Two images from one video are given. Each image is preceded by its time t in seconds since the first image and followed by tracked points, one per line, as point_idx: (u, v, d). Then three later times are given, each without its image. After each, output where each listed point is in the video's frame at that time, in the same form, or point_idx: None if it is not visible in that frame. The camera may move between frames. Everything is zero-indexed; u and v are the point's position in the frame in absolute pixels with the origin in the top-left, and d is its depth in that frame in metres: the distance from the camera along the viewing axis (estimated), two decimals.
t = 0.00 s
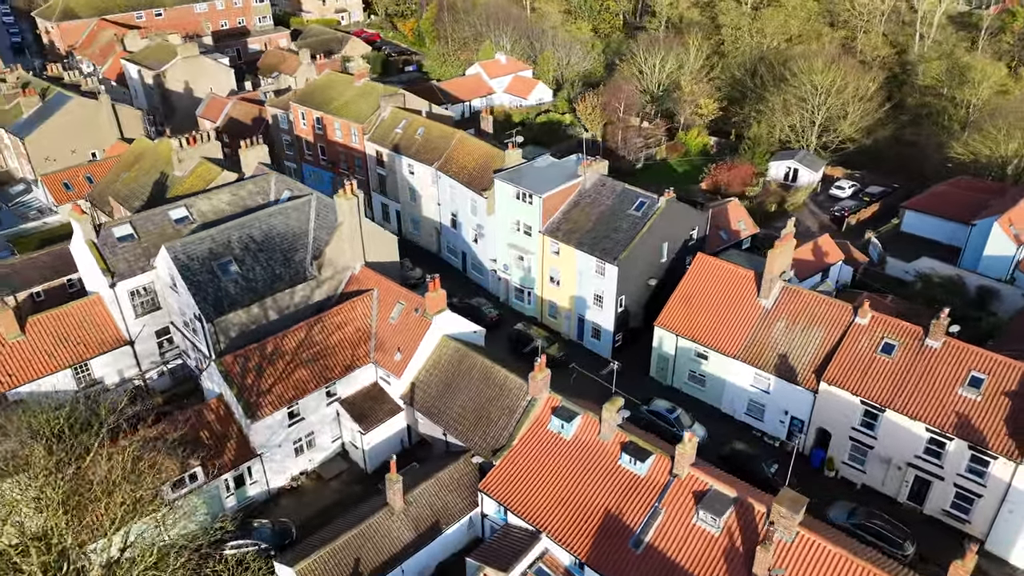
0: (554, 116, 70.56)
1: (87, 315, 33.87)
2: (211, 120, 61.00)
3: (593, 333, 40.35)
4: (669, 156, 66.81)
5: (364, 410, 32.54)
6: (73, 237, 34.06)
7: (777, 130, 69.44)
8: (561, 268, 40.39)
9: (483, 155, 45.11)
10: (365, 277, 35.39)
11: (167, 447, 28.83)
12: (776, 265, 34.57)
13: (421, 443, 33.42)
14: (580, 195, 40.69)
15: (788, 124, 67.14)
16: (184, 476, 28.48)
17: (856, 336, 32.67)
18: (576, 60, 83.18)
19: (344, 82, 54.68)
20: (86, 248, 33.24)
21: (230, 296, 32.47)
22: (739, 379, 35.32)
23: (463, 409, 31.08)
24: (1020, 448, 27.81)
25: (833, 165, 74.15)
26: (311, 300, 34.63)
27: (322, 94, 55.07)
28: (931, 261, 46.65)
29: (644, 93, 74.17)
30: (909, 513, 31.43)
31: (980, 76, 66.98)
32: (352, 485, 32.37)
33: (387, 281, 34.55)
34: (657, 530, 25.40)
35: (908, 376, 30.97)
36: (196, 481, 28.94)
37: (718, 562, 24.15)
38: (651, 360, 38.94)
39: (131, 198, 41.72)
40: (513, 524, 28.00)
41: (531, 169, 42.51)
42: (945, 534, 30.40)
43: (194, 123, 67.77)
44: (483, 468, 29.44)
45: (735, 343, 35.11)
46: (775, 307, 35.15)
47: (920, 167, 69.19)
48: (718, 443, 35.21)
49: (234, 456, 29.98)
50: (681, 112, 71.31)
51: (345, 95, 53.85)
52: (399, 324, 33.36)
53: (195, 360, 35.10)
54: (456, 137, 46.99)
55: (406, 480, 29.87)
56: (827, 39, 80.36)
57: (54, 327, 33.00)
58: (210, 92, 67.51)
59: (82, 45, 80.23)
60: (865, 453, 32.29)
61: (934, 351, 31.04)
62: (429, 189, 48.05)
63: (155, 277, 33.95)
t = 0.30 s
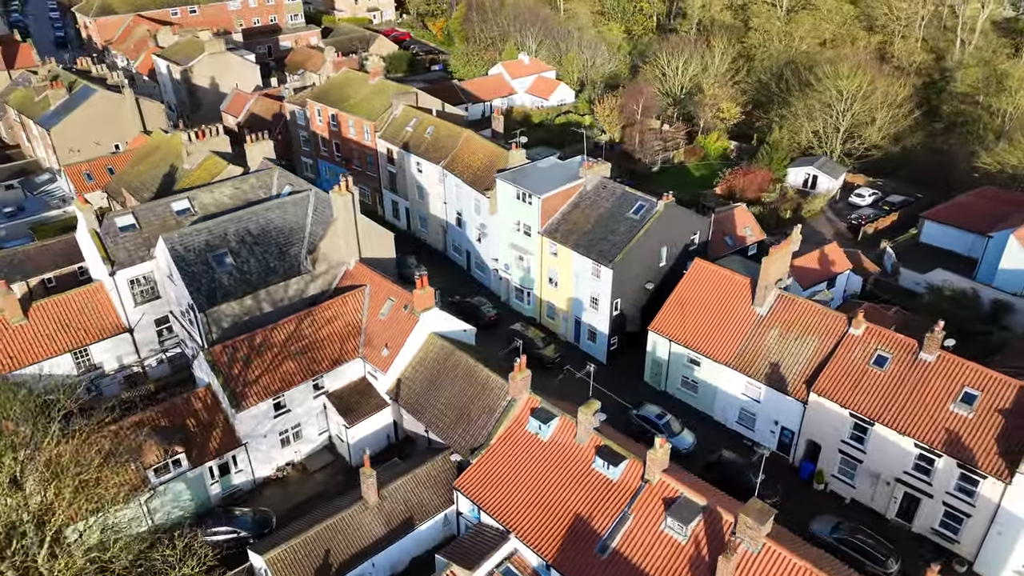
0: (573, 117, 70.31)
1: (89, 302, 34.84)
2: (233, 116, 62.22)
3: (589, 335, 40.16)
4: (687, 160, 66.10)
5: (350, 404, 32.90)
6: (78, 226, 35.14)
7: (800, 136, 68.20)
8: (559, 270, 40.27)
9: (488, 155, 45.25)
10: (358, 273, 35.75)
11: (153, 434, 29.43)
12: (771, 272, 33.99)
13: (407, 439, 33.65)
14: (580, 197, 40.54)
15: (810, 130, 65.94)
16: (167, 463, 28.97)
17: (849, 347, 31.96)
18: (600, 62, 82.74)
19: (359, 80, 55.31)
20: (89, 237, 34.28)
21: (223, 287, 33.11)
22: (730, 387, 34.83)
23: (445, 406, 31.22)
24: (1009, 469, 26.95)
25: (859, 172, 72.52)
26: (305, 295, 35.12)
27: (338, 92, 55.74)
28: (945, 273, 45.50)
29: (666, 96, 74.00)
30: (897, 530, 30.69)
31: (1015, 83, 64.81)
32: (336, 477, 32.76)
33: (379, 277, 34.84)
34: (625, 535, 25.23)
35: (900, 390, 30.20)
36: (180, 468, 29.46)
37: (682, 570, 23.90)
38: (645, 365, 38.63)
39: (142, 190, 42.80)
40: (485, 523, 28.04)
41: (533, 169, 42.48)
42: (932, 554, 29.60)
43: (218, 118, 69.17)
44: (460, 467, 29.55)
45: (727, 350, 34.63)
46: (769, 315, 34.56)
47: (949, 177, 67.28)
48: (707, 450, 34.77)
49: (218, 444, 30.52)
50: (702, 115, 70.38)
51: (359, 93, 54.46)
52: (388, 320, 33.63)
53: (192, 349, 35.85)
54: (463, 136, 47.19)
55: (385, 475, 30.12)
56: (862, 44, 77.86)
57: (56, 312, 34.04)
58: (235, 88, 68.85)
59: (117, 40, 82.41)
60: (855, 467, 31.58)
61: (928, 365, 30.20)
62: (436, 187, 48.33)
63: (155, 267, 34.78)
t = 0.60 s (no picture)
0: (591, 120, 70.04)
1: (91, 290, 35.88)
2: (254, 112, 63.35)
3: (585, 338, 40.01)
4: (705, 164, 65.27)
5: (338, 399, 33.25)
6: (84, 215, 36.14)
7: (822, 142, 66.92)
8: (556, 271, 40.16)
9: (493, 155, 45.32)
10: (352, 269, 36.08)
11: (141, 421, 30.07)
12: (765, 279, 33.42)
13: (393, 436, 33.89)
14: (580, 199, 40.42)
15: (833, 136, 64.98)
16: (152, 449, 29.57)
17: (840, 358, 31.28)
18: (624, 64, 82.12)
19: (374, 78, 55.82)
20: (92, 226, 35.24)
21: (217, 279, 33.81)
22: (721, 395, 34.36)
23: (428, 403, 31.41)
24: (995, 489, 26.12)
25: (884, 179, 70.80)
26: (299, 289, 35.63)
27: (353, 89, 56.30)
28: (958, 287, 44.25)
29: (687, 99, 73.72)
30: (883, 547, 29.94)
31: None
32: (322, 471, 33.18)
33: (371, 274, 35.12)
34: (591, 540, 25.10)
35: (890, 404, 29.46)
36: (166, 455, 30.05)
37: None
38: (639, 369, 38.31)
39: (153, 183, 43.85)
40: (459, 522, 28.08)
41: (535, 170, 42.42)
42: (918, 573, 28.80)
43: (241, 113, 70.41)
44: (438, 464, 29.67)
45: (718, 357, 34.18)
46: (762, 322, 34.00)
47: (978, 187, 65.27)
48: (695, 458, 34.33)
49: (205, 433, 31.09)
50: (723, 119, 69.48)
51: (373, 91, 54.97)
52: (377, 316, 33.87)
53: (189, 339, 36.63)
54: (470, 136, 47.32)
55: (366, 469, 30.39)
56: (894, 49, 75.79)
57: (59, 298, 35.10)
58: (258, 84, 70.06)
59: (150, 36, 84.38)
60: (842, 481, 30.90)
61: (919, 379, 29.41)
62: (442, 185, 48.52)
63: (155, 258, 35.58)
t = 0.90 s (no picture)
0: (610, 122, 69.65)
1: (95, 278, 36.82)
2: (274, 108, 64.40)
3: (579, 341, 39.83)
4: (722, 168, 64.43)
5: (325, 393, 33.65)
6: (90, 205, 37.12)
7: (845, 149, 65.52)
8: (552, 273, 40.06)
9: (498, 155, 45.40)
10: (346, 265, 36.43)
11: (131, 408, 30.68)
12: (756, 287, 32.90)
13: (378, 431, 34.16)
14: (578, 201, 40.29)
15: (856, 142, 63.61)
16: (139, 436, 30.21)
17: (829, 370, 30.64)
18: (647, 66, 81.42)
19: (388, 77, 56.33)
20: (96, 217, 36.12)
21: (212, 271, 34.52)
22: (709, 403, 33.92)
23: (410, 401, 31.63)
24: (979, 511, 25.31)
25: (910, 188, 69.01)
26: (294, 284, 36.15)
27: (367, 87, 56.88)
28: (969, 303, 43.25)
29: (709, 102, 73.16)
30: (866, 564, 29.25)
31: None
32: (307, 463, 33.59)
33: (364, 270, 35.43)
34: (557, 544, 24.96)
35: (877, 419, 28.76)
36: (153, 442, 30.69)
37: None
38: (632, 374, 38.01)
39: (164, 175, 44.90)
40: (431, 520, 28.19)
41: (536, 171, 42.42)
42: None
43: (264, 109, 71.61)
44: (416, 462, 29.83)
45: (707, 365, 33.75)
46: (754, 330, 33.48)
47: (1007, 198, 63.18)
48: (681, 466, 33.95)
49: (192, 422, 31.68)
50: (743, 124, 68.53)
51: (387, 90, 55.46)
52: (367, 313, 34.16)
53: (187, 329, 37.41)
54: (477, 136, 47.46)
55: (346, 464, 30.69)
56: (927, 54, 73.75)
57: (63, 286, 36.11)
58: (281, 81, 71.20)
59: (182, 32, 86.27)
60: (827, 495, 30.26)
61: (909, 395, 28.65)
62: (448, 184, 48.71)
63: (156, 249, 36.35)
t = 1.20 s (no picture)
0: (629, 123, 69.05)
1: (100, 267, 37.75)
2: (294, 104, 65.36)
3: (575, 343, 39.61)
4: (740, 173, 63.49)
5: (314, 386, 34.02)
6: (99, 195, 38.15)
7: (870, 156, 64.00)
8: (550, 274, 39.91)
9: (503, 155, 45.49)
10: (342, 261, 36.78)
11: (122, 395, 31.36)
12: (748, 294, 32.37)
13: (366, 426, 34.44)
14: (577, 202, 40.16)
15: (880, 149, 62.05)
16: (129, 422, 30.90)
17: (818, 381, 30.01)
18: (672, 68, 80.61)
19: (403, 75, 56.88)
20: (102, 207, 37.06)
21: (209, 263, 35.23)
22: (698, 410, 33.47)
23: (394, 397, 31.83)
24: (960, 532, 24.51)
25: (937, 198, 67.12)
26: (290, 278, 36.64)
27: (382, 85, 57.47)
28: (982, 316, 41.94)
29: (732, 106, 72.15)
30: None
31: None
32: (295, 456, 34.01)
33: (357, 266, 35.72)
34: (523, 546, 24.87)
35: (863, 433, 28.06)
36: (143, 429, 31.38)
37: None
38: (625, 379, 37.69)
39: (176, 169, 45.89)
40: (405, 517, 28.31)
41: (538, 172, 42.42)
42: None
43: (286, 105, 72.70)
44: (395, 458, 29.99)
45: (697, 372, 33.30)
46: (745, 338, 32.93)
47: None
48: (668, 473, 33.56)
49: (182, 410, 32.29)
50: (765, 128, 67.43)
51: (401, 87, 55.92)
52: (358, 309, 34.44)
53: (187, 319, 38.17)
54: (484, 135, 47.54)
55: (328, 457, 30.98)
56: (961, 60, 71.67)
57: (68, 273, 37.12)
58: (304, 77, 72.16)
59: (214, 29, 87.95)
60: (811, 509, 29.61)
61: (897, 409, 27.90)
62: (455, 183, 48.86)
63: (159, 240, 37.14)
